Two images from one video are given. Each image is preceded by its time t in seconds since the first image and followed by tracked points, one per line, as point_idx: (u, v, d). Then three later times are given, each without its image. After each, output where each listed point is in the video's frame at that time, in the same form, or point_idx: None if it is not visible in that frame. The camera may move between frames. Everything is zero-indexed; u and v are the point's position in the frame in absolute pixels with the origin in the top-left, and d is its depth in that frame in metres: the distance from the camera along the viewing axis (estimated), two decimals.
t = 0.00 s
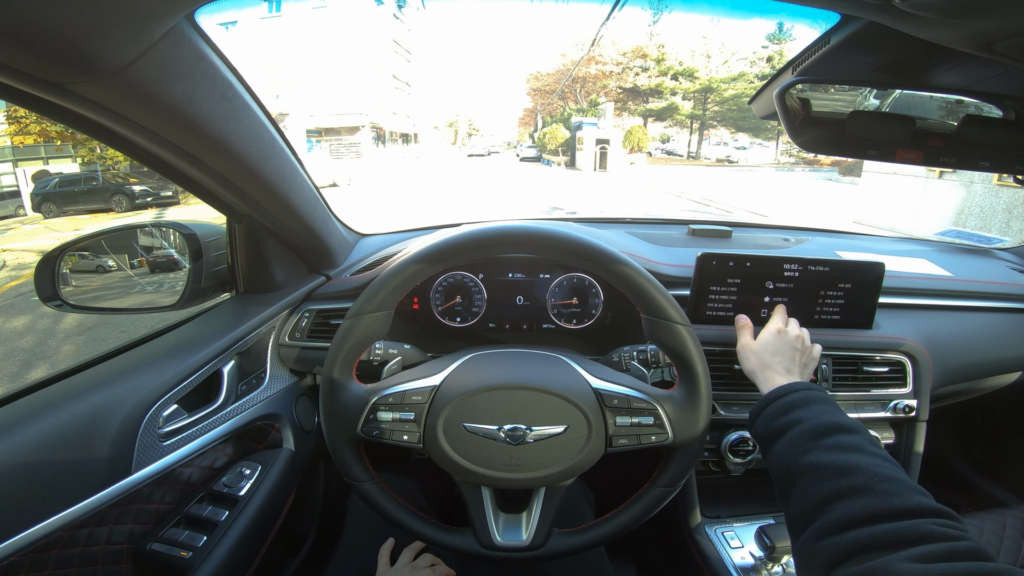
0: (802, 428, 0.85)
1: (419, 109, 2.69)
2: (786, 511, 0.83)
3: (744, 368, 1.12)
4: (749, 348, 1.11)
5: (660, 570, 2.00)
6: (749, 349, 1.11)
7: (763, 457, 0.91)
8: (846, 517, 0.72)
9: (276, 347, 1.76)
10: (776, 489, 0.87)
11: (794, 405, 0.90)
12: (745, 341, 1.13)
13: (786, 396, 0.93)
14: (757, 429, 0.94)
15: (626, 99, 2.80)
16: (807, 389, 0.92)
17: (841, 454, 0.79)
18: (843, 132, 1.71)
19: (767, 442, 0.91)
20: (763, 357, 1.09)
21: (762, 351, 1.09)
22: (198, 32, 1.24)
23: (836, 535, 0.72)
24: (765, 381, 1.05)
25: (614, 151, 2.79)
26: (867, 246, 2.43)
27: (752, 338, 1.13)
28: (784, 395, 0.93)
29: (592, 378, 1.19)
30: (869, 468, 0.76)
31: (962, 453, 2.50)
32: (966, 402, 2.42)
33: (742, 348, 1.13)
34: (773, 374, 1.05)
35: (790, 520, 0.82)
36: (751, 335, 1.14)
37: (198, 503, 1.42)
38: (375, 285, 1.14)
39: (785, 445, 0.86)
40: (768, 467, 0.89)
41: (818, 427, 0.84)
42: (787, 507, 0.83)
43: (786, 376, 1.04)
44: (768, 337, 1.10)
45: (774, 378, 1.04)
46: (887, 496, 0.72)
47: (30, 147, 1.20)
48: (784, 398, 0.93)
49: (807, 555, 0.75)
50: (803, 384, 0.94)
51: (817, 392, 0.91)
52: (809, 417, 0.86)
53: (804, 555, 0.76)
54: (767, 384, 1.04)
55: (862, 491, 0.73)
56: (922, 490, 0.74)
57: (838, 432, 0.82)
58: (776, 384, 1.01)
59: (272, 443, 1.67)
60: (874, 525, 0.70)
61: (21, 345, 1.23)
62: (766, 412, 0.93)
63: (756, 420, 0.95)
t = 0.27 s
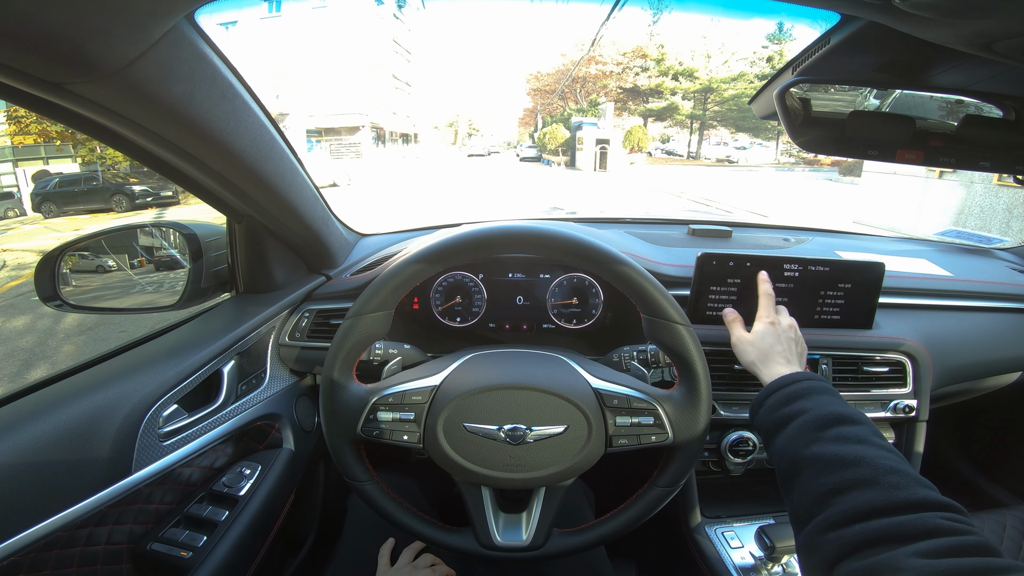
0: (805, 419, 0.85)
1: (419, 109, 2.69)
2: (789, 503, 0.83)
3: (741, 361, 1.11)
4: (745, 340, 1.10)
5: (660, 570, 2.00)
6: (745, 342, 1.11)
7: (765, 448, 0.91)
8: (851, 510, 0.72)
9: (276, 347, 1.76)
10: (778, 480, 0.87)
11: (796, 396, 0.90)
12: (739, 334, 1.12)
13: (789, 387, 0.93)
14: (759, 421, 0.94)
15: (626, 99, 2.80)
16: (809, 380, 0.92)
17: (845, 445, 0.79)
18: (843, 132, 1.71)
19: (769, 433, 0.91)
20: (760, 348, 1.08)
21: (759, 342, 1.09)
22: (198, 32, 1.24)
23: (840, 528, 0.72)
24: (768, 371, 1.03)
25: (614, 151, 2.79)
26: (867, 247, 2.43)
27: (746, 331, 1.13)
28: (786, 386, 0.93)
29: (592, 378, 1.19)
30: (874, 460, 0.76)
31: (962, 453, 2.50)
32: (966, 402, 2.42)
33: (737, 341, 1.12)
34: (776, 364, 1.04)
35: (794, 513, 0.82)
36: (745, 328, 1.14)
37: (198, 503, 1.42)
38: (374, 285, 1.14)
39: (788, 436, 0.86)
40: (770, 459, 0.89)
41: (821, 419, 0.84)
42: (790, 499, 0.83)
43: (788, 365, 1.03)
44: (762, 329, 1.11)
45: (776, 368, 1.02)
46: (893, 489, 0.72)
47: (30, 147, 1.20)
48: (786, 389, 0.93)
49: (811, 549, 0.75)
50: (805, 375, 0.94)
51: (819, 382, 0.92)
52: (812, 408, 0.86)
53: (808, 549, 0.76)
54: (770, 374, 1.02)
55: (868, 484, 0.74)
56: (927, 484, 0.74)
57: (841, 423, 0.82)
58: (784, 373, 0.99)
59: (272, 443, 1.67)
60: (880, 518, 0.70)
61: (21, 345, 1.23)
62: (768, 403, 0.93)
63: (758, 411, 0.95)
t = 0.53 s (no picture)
0: (781, 406, 0.86)
1: (419, 109, 2.69)
2: (771, 492, 0.83)
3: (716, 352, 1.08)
4: (716, 331, 1.07)
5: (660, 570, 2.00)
6: (716, 333, 1.07)
7: (746, 436, 0.91)
8: (831, 500, 0.72)
9: (276, 347, 1.76)
10: (760, 469, 0.87)
11: (773, 382, 0.90)
12: (710, 325, 1.09)
13: (764, 372, 0.93)
14: (737, 408, 0.94)
15: (626, 99, 2.80)
16: (785, 365, 0.92)
17: (822, 432, 0.79)
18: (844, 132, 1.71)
19: (748, 421, 0.91)
20: (732, 339, 1.05)
21: (730, 332, 1.06)
22: (198, 32, 1.24)
23: (823, 520, 0.71)
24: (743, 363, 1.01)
25: (614, 151, 2.79)
26: (868, 247, 2.43)
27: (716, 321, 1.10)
28: (763, 371, 0.93)
29: (592, 378, 1.19)
30: (851, 447, 0.76)
31: (962, 452, 2.49)
32: (966, 402, 2.42)
33: (709, 332, 1.09)
34: (750, 353, 1.02)
35: (777, 502, 0.82)
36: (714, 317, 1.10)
37: (198, 503, 1.42)
38: (374, 285, 1.14)
39: (766, 424, 0.86)
40: (751, 447, 0.90)
41: (797, 405, 0.84)
42: (772, 488, 0.84)
43: (761, 352, 1.01)
44: (731, 317, 1.07)
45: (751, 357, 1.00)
46: (871, 477, 0.72)
47: (30, 147, 1.20)
48: (762, 374, 0.93)
49: (794, 542, 0.75)
50: (781, 359, 0.94)
51: (794, 367, 0.92)
52: (788, 395, 0.87)
53: (792, 541, 0.75)
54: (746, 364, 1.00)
55: (846, 473, 0.73)
56: (908, 471, 0.74)
57: (817, 409, 0.82)
58: (759, 361, 0.97)
59: (272, 443, 1.67)
60: (860, 508, 0.69)
61: (21, 345, 1.23)
62: (745, 391, 0.93)
63: (736, 399, 0.95)
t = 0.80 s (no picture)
0: (792, 416, 0.85)
1: (419, 109, 2.69)
2: (778, 498, 0.83)
3: (727, 359, 1.09)
4: (730, 339, 1.09)
5: (659, 570, 2.00)
6: (730, 340, 1.09)
7: (754, 443, 0.91)
8: (838, 507, 0.72)
9: (276, 347, 1.76)
10: (768, 476, 0.87)
11: (783, 391, 0.90)
12: (723, 331, 1.10)
13: (775, 381, 0.92)
14: (747, 416, 0.93)
15: (626, 99, 2.80)
16: (796, 374, 0.92)
17: (832, 441, 0.79)
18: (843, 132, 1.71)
19: (757, 429, 0.91)
20: (745, 347, 1.06)
21: (743, 340, 1.07)
22: (199, 32, 1.24)
23: (829, 526, 0.72)
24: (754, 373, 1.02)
25: (614, 151, 2.79)
26: (868, 247, 2.43)
27: (730, 328, 1.11)
28: (773, 381, 0.93)
29: (592, 378, 1.19)
30: (860, 456, 0.76)
31: (962, 453, 2.49)
32: (966, 402, 2.42)
33: (722, 339, 1.10)
34: (761, 364, 1.03)
35: (783, 508, 0.82)
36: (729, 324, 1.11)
37: (198, 503, 1.42)
38: (374, 285, 1.14)
39: (776, 433, 0.86)
40: (759, 455, 0.90)
41: (807, 415, 0.84)
42: (779, 495, 0.84)
43: (773, 363, 1.02)
44: (746, 325, 1.08)
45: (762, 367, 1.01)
46: (880, 485, 0.72)
47: (30, 147, 1.20)
48: (773, 383, 0.92)
49: (802, 546, 0.75)
50: (791, 369, 0.93)
51: (805, 377, 0.91)
52: (799, 404, 0.86)
53: (798, 547, 0.76)
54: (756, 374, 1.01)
55: (854, 481, 0.73)
56: (917, 479, 0.74)
57: (828, 418, 0.82)
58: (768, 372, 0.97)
59: (272, 442, 1.67)
60: (868, 516, 0.70)
61: (21, 345, 1.23)
62: (755, 399, 0.93)
63: (745, 407, 0.94)
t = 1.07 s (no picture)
0: (822, 433, 0.85)
1: (419, 109, 2.69)
2: (801, 511, 0.83)
3: (762, 377, 1.12)
4: (768, 359, 1.11)
5: (660, 569, 2.01)
6: (768, 359, 1.11)
7: (780, 459, 0.91)
8: (862, 518, 0.73)
9: (276, 347, 1.76)
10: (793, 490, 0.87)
11: (814, 411, 0.90)
12: (762, 351, 1.12)
13: (807, 402, 0.92)
14: (776, 434, 0.94)
15: (626, 99, 2.80)
16: (828, 396, 0.92)
17: (860, 458, 0.79)
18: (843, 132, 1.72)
19: (785, 446, 0.91)
20: (783, 367, 1.08)
21: (782, 360, 1.09)
22: (199, 32, 1.24)
23: (852, 536, 0.72)
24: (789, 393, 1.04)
25: (614, 151, 2.79)
26: (868, 247, 2.43)
27: (769, 347, 1.13)
28: (804, 402, 0.93)
29: (592, 378, 1.19)
30: (888, 471, 0.76)
31: (962, 453, 2.50)
32: (966, 402, 2.42)
33: (760, 358, 1.12)
34: (797, 386, 1.04)
35: (805, 520, 0.82)
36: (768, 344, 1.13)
37: (197, 503, 1.42)
38: (374, 285, 1.14)
39: (804, 449, 0.86)
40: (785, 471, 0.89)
41: (837, 433, 0.84)
42: (803, 509, 0.83)
43: (808, 386, 1.04)
44: (786, 346, 1.10)
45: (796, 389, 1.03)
46: (905, 498, 0.72)
47: (30, 147, 1.20)
48: (804, 404, 0.93)
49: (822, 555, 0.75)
50: (824, 391, 0.93)
51: (837, 399, 0.91)
52: (829, 423, 0.87)
53: (818, 556, 0.76)
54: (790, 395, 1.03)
55: (879, 494, 0.74)
56: (940, 494, 0.74)
57: (857, 436, 0.82)
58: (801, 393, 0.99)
59: (272, 442, 1.67)
60: (891, 527, 0.70)
61: (21, 345, 1.23)
62: (785, 417, 0.93)
63: (774, 425, 0.95)
